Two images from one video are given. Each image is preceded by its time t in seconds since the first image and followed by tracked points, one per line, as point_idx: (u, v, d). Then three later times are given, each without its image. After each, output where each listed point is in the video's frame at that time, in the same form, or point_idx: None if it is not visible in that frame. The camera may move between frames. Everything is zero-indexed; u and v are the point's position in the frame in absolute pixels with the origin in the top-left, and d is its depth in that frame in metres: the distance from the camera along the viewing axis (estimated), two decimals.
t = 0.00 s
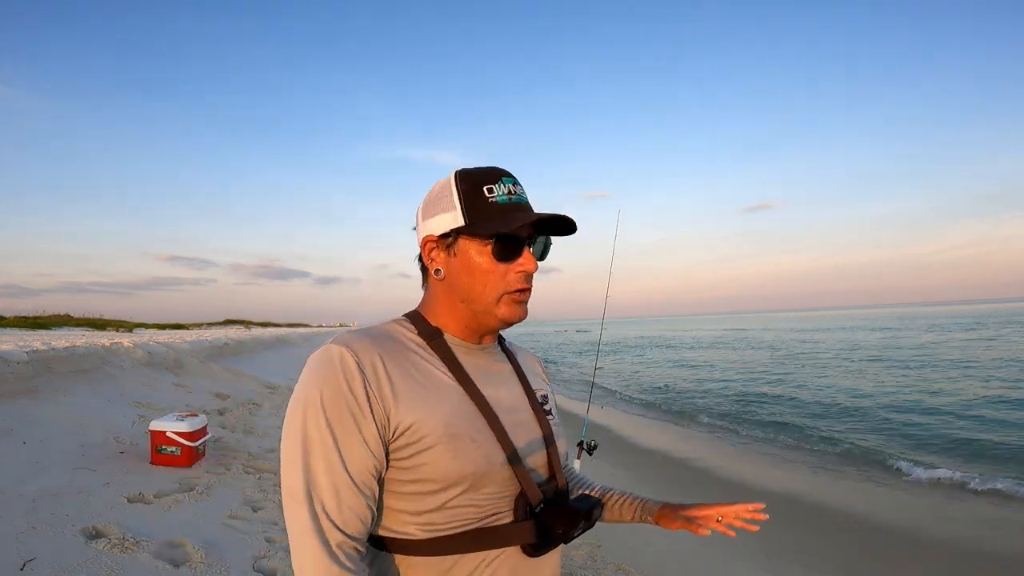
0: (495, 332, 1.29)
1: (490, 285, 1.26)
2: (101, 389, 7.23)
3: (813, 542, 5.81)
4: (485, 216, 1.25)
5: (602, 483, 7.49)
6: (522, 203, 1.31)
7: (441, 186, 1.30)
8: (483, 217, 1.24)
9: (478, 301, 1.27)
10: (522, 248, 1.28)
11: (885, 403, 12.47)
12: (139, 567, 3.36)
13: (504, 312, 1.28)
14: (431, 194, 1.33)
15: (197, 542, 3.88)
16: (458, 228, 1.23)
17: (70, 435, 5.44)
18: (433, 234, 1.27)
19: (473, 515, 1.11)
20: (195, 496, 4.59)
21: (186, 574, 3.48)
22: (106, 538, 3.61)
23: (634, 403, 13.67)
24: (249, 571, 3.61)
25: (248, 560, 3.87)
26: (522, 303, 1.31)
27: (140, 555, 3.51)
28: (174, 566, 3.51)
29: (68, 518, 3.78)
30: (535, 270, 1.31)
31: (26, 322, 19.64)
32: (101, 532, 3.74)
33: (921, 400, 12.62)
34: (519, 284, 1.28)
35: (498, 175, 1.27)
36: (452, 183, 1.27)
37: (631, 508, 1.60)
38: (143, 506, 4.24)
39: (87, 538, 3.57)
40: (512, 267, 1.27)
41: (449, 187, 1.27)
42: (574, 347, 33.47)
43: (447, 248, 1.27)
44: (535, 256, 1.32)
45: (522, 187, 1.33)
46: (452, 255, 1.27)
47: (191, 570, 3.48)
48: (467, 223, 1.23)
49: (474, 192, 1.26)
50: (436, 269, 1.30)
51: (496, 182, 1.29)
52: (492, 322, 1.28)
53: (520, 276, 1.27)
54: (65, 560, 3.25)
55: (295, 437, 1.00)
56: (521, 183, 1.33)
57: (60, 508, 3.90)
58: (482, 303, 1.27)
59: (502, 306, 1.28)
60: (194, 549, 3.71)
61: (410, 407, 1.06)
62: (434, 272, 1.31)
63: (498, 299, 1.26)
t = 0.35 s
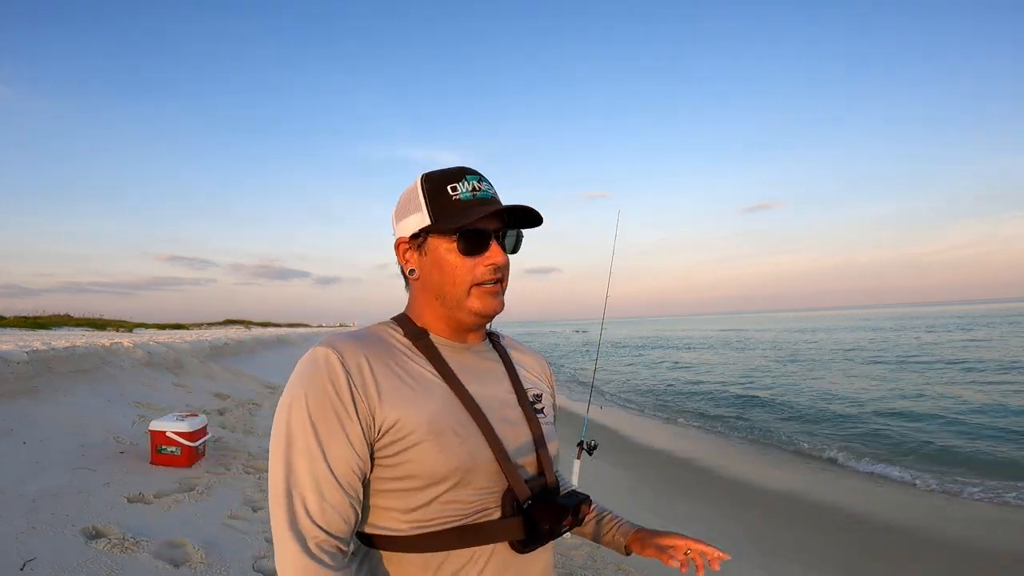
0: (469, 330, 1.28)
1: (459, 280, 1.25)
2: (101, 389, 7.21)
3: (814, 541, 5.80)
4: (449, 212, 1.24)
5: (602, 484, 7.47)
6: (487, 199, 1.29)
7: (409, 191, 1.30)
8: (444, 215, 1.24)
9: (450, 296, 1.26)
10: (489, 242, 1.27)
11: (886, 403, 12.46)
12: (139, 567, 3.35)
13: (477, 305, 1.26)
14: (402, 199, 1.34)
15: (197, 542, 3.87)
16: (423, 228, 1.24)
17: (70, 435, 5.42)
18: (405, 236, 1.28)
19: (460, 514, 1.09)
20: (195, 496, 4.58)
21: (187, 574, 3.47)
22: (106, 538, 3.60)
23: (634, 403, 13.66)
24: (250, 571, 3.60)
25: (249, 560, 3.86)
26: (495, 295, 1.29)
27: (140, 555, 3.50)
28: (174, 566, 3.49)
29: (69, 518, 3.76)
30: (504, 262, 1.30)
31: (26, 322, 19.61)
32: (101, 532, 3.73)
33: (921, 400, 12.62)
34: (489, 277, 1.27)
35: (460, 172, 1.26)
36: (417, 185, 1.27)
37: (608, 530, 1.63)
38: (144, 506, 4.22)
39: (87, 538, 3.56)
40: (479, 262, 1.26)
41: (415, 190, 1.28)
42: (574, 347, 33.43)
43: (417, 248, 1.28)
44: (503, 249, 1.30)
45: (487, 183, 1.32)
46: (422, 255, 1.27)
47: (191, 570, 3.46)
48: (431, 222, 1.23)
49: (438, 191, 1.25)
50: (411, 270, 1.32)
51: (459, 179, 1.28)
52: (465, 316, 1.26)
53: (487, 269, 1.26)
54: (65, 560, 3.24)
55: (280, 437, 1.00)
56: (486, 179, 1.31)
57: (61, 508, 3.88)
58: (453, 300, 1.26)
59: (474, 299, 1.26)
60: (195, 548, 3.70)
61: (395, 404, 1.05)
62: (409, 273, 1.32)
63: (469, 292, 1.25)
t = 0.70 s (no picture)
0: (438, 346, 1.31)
1: (429, 296, 1.28)
2: (101, 389, 7.22)
3: (813, 541, 5.80)
4: (426, 227, 1.27)
5: (601, 484, 7.48)
6: (471, 214, 1.29)
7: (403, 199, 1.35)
8: (422, 229, 1.27)
9: (421, 309, 1.29)
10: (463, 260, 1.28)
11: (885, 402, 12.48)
12: (139, 567, 3.36)
13: (447, 321, 1.28)
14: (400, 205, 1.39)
15: (197, 542, 3.88)
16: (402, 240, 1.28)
17: (70, 435, 5.43)
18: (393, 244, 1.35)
19: (441, 516, 1.11)
20: (195, 496, 4.59)
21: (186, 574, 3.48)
22: (106, 538, 3.61)
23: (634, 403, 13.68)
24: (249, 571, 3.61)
25: (248, 560, 3.87)
26: (468, 316, 1.29)
27: (140, 555, 3.51)
28: (174, 566, 3.50)
29: (69, 518, 3.77)
30: (481, 282, 1.30)
31: (26, 322, 19.62)
32: (101, 532, 3.74)
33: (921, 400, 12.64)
34: (462, 295, 1.28)
35: (445, 186, 1.27)
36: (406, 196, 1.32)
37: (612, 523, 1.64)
38: (143, 506, 4.23)
39: (87, 538, 3.57)
40: (452, 280, 1.28)
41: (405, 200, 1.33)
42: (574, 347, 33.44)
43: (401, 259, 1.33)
44: (481, 269, 1.31)
45: (477, 196, 1.31)
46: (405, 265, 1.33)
47: (191, 570, 3.47)
48: (409, 236, 1.27)
49: (420, 204, 1.28)
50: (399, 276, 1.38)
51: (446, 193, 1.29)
52: (434, 332, 1.29)
53: (459, 289, 1.28)
54: (65, 560, 3.25)
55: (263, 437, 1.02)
56: (476, 191, 1.30)
57: (61, 508, 3.90)
58: (424, 315, 1.30)
59: (444, 316, 1.28)
60: (195, 549, 3.71)
61: (376, 410, 1.06)
62: (399, 279, 1.38)
63: (439, 308, 1.27)
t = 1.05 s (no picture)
0: (431, 344, 1.31)
1: (413, 295, 1.29)
2: (101, 389, 7.22)
3: (813, 541, 5.80)
4: (401, 226, 1.28)
5: (601, 484, 7.48)
6: (444, 208, 1.29)
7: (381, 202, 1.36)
8: (397, 228, 1.28)
9: (409, 310, 1.30)
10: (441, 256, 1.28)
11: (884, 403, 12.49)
12: (139, 567, 3.36)
13: (435, 319, 1.28)
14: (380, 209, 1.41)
15: (197, 542, 3.88)
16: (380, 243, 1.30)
17: (69, 435, 5.42)
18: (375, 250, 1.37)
19: (434, 519, 1.10)
20: (195, 496, 4.59)
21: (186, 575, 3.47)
22: (106, 538, 3.61)
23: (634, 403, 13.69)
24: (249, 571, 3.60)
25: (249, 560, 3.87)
26: (455, 310, 1.29)
27: (140, 555, 3.51)
28: (174, 566, 3.50)
29: (69, 518, 3.77)
30: (461, 276, 1.30)
31: (25, 322, 19.61)
32: (101, 532, 3.74)
33: (920, 400, 12.64)
34: (446, 290, 1.28)
35: (417, 182, 1.27)
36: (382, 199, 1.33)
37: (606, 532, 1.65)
38: (144, 506, 4.23)
39: (87, 538, 3.57)
40: (433, 277, 1.29)
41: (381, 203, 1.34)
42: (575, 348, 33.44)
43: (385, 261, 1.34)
44: (461, 263, 1.31)
45: (450, 189, 1.31)
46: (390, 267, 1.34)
47: (191, 570, 3.47)
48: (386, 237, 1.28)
49: (395, 204, 1.29)
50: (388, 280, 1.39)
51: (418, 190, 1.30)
52: (424, 331, 1.30)
53: (440, 284, 1.28)
54: (65, 560, 3.25)
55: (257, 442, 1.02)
56: (449, 184, 1.31)
57: (61, 508, 3.89)
58: (413, 314, 1.31)
59: (432, 314, 1.28)
60: (195, 548, 3.70)
61: (367, 414, 1.06)
62: (388, 281, 1.39)
63: (426, 306, 1.28)
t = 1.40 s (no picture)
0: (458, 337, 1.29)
1: (443, 285, 1.27)
2: (101, 389, 7.21)
3: (814, 541, 5.79)
4: (433, 215, 1.27)
5: (601, 484, 7.48)
6: (472, 202, 1.31)
7: (396, 195, 1.34)
8: (427, 217, 1.27)
9: (435, 301, 1.28)
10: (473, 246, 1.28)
11: (886, 402, 12.49)
12: (139, 567, 3.35)
13: (464, 310, 1.27)
14: (390, 201, 1.38)
15: (197, 542, 3.87)
16: (407, 232, 1.28)
17: (69, 435, 5.42)
18: (391, 239, 1.33)
19: (442, 518, 1.10)
20: (195, 496, 4.58)
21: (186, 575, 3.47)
22: (106, 538, 3.61)
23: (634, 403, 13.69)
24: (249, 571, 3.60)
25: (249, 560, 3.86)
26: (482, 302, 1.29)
27: (140, 555, 3.50)
28: (174, 566, 3.49)
29: (69, 518, 3.77)
30: (490, 267, 1.31)
31: (26, 322, 19.62)
32: (101, 532, 3.74)
33: (921, 400, 12.63)
34: (477, 281, 1.29)
35: (445, 175, 1.29)
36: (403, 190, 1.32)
37: None
38: (144, 506, 4.23)
39: (87, 538, 3.57)
40: (464, 267, 1.28)
41: (402, 193, 1.32)
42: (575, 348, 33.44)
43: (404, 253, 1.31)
44: (490, 254, 1.33)
45: (473, 185, 1.34)
46: (411, 260, 1.31)
47: (191, 570, 3.46)
48: (415, 227, 1.27)
49: (423, 194, 1.28)
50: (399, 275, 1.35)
51: (443, 184, 1.31)
52: (451, 322, 1.28)
53: (473, 274, 1.28)
54: (65, 560, 3.24)
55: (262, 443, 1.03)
56: (472, 180, 1.34)
57: (61, 508, 3.89)
58: (438, 307, 1.28)
59: (461, 305, 1.27)
60: (195, 548, 3.70)
61: (371, 413, 1.05)
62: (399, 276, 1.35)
63: (456, 295, 1.27)
